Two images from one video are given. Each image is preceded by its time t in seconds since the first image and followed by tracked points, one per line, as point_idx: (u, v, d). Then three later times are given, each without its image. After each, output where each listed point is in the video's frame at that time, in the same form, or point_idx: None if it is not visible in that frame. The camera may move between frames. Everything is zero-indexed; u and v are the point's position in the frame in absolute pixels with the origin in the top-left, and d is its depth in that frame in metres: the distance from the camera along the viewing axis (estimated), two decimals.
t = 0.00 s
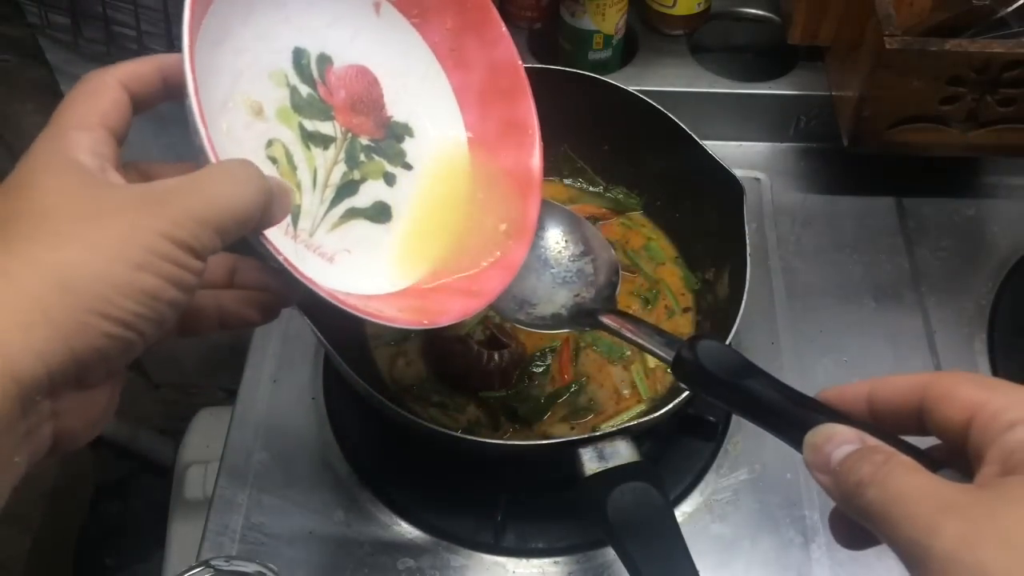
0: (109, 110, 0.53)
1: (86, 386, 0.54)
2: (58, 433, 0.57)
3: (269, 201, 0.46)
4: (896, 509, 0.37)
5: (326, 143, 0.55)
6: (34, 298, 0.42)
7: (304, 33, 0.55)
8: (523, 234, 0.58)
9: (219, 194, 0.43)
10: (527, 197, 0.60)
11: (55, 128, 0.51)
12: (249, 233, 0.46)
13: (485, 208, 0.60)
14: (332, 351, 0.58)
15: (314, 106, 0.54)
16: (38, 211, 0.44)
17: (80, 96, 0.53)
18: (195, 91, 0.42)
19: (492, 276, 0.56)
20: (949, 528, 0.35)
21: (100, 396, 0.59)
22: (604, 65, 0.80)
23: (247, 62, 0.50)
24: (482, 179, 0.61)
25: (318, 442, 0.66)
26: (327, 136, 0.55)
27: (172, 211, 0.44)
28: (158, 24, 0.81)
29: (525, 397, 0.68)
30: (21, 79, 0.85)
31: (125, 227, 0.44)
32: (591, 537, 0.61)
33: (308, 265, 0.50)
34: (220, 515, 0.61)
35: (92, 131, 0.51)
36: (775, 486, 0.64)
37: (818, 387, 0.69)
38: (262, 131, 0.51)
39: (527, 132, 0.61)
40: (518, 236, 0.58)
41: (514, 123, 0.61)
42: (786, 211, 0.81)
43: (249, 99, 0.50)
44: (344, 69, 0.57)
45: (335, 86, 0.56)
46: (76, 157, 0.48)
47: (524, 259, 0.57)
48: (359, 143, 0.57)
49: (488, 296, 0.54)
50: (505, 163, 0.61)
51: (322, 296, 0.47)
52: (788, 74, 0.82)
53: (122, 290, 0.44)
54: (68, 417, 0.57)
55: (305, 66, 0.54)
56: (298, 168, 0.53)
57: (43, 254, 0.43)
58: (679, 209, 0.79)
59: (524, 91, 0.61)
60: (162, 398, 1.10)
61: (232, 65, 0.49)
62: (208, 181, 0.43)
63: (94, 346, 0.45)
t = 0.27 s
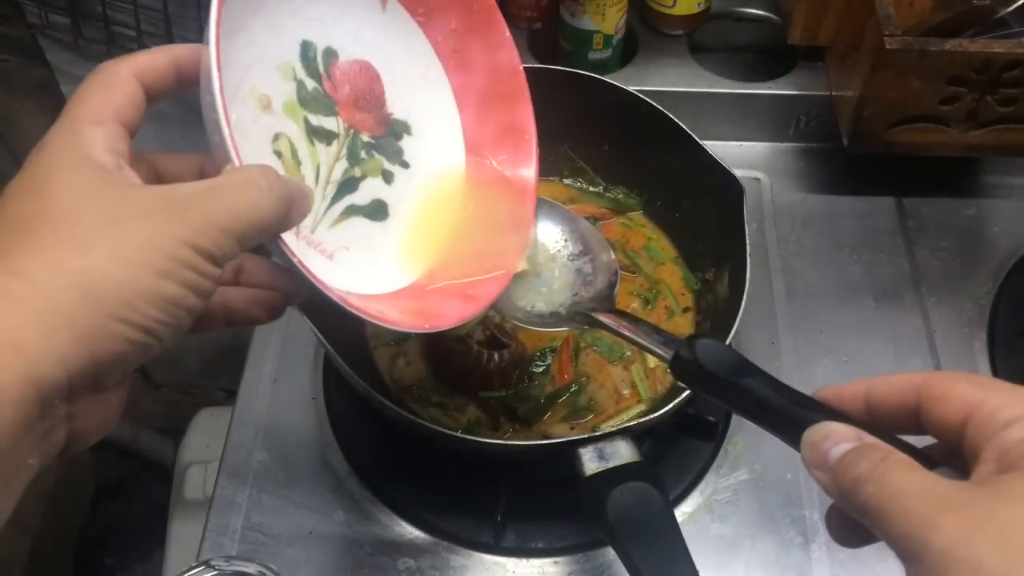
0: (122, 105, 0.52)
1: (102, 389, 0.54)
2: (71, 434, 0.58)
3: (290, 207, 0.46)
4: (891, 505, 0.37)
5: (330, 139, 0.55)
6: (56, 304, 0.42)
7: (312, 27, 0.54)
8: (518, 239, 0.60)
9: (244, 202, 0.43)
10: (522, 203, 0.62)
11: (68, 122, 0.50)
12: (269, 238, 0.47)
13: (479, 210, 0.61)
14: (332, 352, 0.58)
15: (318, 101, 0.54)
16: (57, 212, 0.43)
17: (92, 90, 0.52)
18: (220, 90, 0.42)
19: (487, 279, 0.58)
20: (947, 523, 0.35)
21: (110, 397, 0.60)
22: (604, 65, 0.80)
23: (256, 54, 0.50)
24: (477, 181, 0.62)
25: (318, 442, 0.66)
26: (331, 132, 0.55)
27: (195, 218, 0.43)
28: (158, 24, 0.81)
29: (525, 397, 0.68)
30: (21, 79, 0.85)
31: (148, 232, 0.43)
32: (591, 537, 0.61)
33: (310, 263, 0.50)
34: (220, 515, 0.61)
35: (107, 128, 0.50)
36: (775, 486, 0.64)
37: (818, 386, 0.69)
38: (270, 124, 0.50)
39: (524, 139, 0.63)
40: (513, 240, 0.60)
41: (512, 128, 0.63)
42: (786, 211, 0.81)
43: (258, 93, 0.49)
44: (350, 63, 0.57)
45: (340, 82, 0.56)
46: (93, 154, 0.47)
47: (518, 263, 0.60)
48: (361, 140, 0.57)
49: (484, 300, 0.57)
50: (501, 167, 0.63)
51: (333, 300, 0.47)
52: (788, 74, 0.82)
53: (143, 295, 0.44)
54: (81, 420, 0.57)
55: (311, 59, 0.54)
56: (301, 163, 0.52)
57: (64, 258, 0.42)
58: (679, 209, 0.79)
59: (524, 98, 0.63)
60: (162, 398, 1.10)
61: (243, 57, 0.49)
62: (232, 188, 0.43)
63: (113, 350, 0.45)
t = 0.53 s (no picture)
0: (127, 98, 0.52)
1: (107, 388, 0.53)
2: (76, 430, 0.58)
3: (296, 205, 0.46)
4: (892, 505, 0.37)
5: (331, 134, 0.55)
6: (63, 302, 0.42)
7: (314, 20, 0.54)
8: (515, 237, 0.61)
9: (252, 201, 0.43)
10: (521, 201, 0.62)
11: (72, 116, 0.49)
12: (274, 235, 0.47)
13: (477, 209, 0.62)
14: (332, 351, 0.58)
15: (320, 96, 0.54)
16: (61, 208, 0.43)
17: (95, 83, 0.52)
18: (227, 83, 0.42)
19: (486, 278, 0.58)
20: (952, 520, 0.35)
21: (115, 395, 0.60)
22: (604, 65, 0.80)
23: (260, 47, 0.49)
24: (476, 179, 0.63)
25: (318, 442, 0.66)
26: (333, 127, 0.55)
27: (201, 216, 0.44)
28: (158, 24, 0.81)
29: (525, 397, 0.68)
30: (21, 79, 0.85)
31: (154, 229, 0.43)
32: (591, 537, 0.61)
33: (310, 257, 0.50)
34: (220, 515, 0.61)
35: (113, 122, 0.50)
36: (775, 487, 0.64)
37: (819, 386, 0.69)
38: (272, 119, 0.50)
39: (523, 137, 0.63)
40: (512, 239, 0.61)
41: (511, 126, 0.63)
42: (786, 211, 0.81)
43: (261, 86, 0.49)
44: (353, 58, 0.57)
45: (341, 77, 0.56)
46: (97, 150, 0.47)
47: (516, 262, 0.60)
48: (361, 135, 0.57)
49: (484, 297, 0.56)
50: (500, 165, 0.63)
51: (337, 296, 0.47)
52: (788, 74, 0.82)
53: (149, 293, 0.43)
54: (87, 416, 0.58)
55: (314, 53, 0.53)
56: (303, 158, 0.52)
57: (70, 255, 0.42)
58: (679, 209, 0.79)
59: (524, 95, 0.63)
60: (162, 398, 1.10)
61: (246, 51, 0.48)
62: (239, 186, 0.43)
63: (118, 347, 0.45)
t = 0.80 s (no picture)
0: (132, 93, 0.52)
1: (107, 388, 0.53)
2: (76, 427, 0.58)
3: (301, 206, 0.46)
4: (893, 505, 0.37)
5: (334, 129, 0.54)
6: (67, 300, 0.41)
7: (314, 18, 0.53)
8: (513, 237, 0.61)
9: (258, 200, 0.43)
10: (520, 202, 0.62)
11: (76, 111, 0.49)
12: (279, 234, 0.47)
13: (476, 209, 0.62)
14: (333, 351, 0.58)
15: (324, 90, 0.53)
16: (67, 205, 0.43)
17: (100, 77, 0.52)
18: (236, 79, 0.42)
19: (485, 277, 0.58)
20: (958, 519, 0.35)
21: (115, 395, 0.60)
22: (604, 64, 0.80)
23: (264, 41, 0.49)
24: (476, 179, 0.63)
25: (317, 442, 0.66)
26: (335, 123, 0.54)
27: (207, 216, 0.44)
28: (158, 24, 0.81)
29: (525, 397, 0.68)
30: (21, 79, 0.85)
31: (159, 227, 0.43)
32: (591, 537, 0.61)
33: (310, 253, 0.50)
34: (220, 515, 0.61)
35: (117, 119, 0.50)
36: (775, 487, 0.64)
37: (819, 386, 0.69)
38: (276, 113, 0.49)
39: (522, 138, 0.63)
40: (510, 240, 0.61)
41: (511, 126, 0.64)
42: (786, 211, 0.81)
43: (265, 80, 0.49)
44: (355, 53, 0.56)
45: (345, 71, 0.55)
46: (102, 146, 0.47)
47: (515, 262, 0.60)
48: (364, 132, 0.57)
49: (483, 296, 0.57)
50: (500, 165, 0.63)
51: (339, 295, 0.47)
52: (788, 75, 0.82)
53: (153, 292, 0.44)
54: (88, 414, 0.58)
55: (318, 48, 0.53)
56: (306, 153, 0.52)
57: (75, 253, 0.42)
58: (679, 209, 0.79)
59: (524, 94, 0.63)
60: (162, 398, 1.10)
61: (250, 46, 0.48)
62: (245, 185, 0.43)
63: (121, 347, 0.45)
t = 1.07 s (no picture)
0: (136, 82, 0.51)
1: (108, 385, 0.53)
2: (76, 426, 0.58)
3: (306, 203, 0.46)
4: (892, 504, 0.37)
5: (335, 117, 0.55)
6: (71, 298, 0.41)
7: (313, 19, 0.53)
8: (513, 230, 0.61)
9: (265, 198, 0.43)
10: (520, 194, 0.63)
11: (80, 101, 0.49)
12: (285, 230, 0.47)
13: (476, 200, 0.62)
14: (333, 351, 0.58)
15: (326, 78, 0.54)
16: (71, 199, 0.42)
17: (105, 65, 0.51)
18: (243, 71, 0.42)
19: (484, 269, 0.59)
20: (958, 518, 0.35)
21: (115, 394, 0.60)
22: (604, 64, 0.80)
23: (268, 26, 0.49)
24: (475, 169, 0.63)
25: (318, 442, 0.66)
26: (337, 111, 0.55)
27: (212, 213, 0.44)
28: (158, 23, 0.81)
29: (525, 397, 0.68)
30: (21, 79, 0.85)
31: (165, 224, 0.43)
32: (591, 537, 0.61)
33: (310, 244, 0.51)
34: (220, 515, 0.61)
35: (121, 110, 0.50)
36: (775, 487, 0.64)
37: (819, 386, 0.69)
38: (278, 101, 0.50)
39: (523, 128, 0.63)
40: (510, 232, 0.61)
41: (513, 117, 0.63)
42: (786, 211, 0.81)
43: (268, 67, 0.49)
44: (357, 40, 0.56)
45: (348, 59, 0.56)
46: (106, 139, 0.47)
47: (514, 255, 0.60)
48: (365, 120, 0.57)
49: (482, 289, 0.57)
50: (500, 155, 0.63)
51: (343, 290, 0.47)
52: (788, 75, 0.82)
53: (157, 290, 0.44)
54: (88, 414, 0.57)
55: (321, 35, 0.53)
56: (307, 141, 0.52)
57: (79, 249, 0.42)
58: (679, 209, 0.79)
59: (527, 86, 0.62)
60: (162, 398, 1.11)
61: (255, 33, 0.48)
62: (251, 183, 0.43)
63: (123, 344, 0.45)
